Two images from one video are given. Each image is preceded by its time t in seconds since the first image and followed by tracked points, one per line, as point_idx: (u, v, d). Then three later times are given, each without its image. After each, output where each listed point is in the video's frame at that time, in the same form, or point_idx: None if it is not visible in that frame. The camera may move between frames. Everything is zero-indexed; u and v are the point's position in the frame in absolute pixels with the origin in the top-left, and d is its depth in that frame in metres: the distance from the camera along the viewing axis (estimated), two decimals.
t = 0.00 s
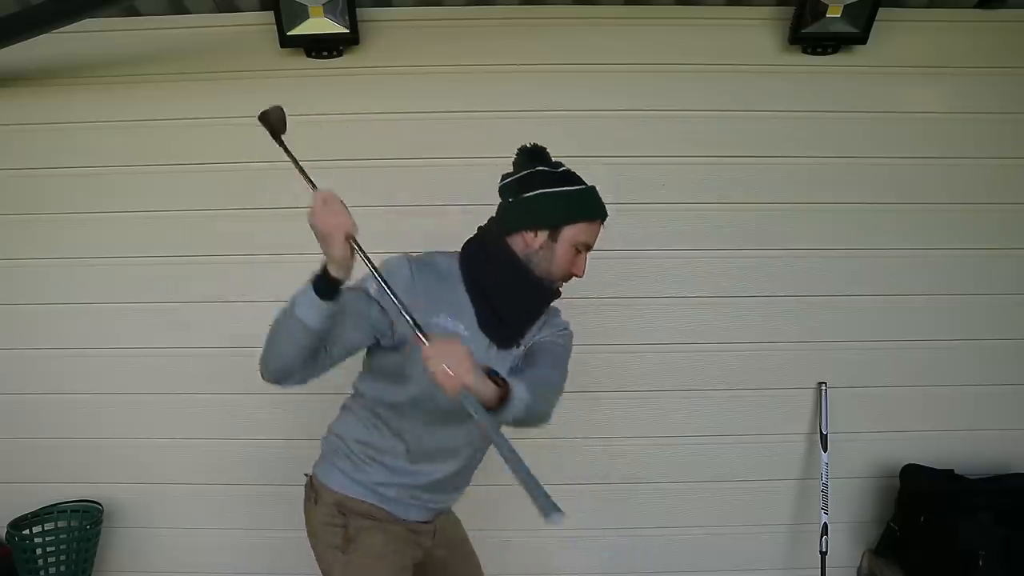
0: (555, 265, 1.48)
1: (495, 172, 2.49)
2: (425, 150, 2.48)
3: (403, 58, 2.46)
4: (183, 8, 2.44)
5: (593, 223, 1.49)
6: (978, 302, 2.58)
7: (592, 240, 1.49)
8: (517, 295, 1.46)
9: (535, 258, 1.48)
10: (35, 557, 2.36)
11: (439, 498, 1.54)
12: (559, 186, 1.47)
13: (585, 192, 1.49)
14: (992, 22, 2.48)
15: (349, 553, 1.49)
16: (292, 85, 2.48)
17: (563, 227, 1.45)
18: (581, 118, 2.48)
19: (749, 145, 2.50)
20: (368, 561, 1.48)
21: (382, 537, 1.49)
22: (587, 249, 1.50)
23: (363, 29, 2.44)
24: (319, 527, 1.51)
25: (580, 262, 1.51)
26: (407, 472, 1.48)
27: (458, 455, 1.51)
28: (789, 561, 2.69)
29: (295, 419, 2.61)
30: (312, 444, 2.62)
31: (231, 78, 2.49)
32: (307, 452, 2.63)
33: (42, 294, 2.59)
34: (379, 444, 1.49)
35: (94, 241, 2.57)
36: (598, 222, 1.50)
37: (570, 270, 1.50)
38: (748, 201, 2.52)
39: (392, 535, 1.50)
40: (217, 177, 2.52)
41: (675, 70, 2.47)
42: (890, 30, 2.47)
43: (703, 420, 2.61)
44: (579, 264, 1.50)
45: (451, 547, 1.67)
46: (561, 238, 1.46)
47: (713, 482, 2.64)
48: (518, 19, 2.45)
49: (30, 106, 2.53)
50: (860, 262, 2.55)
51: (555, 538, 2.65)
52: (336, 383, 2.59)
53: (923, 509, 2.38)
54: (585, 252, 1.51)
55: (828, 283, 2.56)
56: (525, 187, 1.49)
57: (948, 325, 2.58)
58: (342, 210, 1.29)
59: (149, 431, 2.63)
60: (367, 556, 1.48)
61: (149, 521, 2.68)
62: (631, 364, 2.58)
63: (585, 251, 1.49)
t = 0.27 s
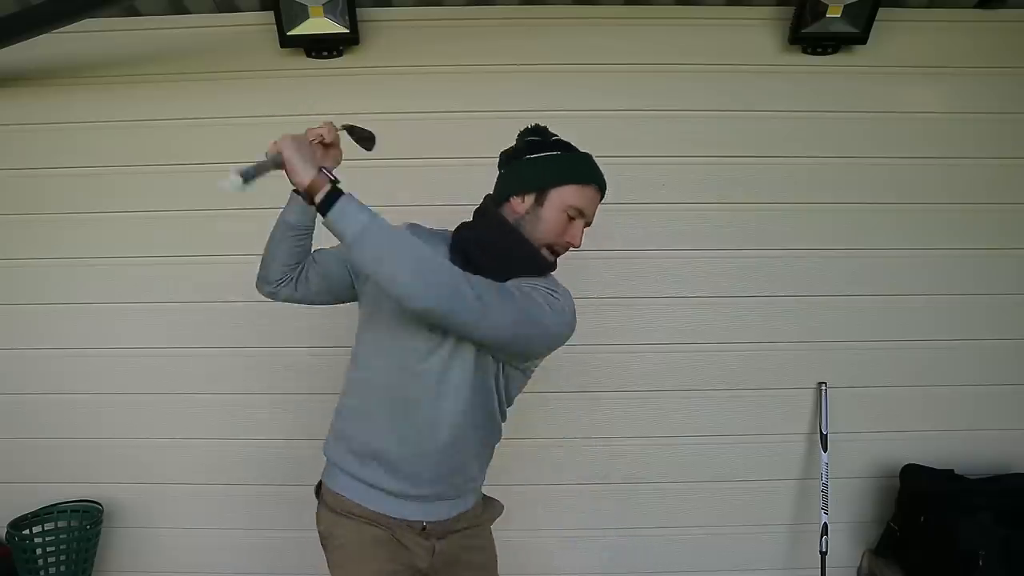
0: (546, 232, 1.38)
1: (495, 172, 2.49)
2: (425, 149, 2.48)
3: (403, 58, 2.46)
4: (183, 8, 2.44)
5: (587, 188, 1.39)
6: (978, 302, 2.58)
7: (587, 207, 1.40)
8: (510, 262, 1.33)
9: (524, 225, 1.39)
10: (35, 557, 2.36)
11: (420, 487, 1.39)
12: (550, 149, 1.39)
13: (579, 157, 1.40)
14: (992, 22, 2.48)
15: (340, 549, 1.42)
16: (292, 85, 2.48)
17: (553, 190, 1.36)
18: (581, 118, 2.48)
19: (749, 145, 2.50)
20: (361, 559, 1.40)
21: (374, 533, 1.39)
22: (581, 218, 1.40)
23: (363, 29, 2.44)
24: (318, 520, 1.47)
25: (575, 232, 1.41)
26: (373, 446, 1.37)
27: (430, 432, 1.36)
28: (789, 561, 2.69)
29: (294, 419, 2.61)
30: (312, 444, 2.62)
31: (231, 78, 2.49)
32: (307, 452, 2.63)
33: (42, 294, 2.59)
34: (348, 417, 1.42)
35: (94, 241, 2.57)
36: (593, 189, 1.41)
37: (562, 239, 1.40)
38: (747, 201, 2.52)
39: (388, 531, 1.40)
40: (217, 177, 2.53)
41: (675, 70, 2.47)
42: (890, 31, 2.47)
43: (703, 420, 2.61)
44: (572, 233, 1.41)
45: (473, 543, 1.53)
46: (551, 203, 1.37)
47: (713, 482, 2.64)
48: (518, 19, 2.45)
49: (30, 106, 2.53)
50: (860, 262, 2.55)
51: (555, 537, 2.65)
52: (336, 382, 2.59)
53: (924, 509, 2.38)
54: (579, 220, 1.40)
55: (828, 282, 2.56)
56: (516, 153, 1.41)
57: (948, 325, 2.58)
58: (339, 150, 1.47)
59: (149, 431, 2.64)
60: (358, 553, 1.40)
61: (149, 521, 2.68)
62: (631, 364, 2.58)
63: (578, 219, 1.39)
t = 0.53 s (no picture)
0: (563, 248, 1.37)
1: (495, 172, 2.49)
2: (426, 150, 2.48)
3: (402, 58, 2.46)
4: (183, 8, 2.44)
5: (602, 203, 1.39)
6: (978, 302, 2.58)
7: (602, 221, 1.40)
8: (526, 274, 1.28)
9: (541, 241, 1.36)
10: (35, 557, 2.36)
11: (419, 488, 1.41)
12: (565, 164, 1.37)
13: (593, 172, 1.39)
14: (992, 22, 2.48)
15: (353, 550, 1.42)
16: (292, 85, 2.48)
17: (572, 207, 1.35)
18: (581, 118, 2.48)
19: (749, 145, 2.50)
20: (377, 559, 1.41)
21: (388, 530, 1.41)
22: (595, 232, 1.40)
23: (363, 29, 2.44)
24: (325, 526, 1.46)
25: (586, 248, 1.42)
26: (373, 449, 1.40)
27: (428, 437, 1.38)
28: (789, 561, 2.69)
29: (294, 419, 2.61)
30: (312, 444, 2.62)
31: (231, 78, 2.49)
32: (307, 452, 2.63)
33: (42, 294, 2.59)
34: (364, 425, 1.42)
35: (94, 241, 2.57)
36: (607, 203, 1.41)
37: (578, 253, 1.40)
38: (748, 201, 2.52)
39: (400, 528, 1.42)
40: (217, 177, 2.52)
41: (675, 70, 2.47)
42: (890, 30, 2.47)
43: (703, 420, 2.61)
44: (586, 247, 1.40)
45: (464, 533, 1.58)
46: (569, 220, 1.36)
47: (713, 482, 2.64)
48: (518, 19, 2.45)
49: (30, 106, 2.53)
50: (860, 262, 2.55)
51: (555, 537, 2.65)
52: (336, 382, 2.59)
53: (923, 509, 2.38)
54: (591, 238, 1.41)
55: (828, 282, 2.56)
56: (533, 166, 1.38)
57: (948, 325, 2.58)
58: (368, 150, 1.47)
59: (149, 431, 2.64)
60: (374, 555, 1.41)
61: (149, 521, 2.68)
62: (631, 364, 2.58)
63: (593, 237, 1.40)
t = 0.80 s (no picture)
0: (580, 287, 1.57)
1: (495, 172, 2.49)
2: (426, 150, 2.48)
3: (402, 58, 2.46)
4: (183, 8, 2.44)
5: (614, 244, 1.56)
6: (978, 302, 2.58)
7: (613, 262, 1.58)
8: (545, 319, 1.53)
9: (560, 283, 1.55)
10: (35, 557, 2.36)
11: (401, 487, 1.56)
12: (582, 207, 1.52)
13: (608, 218, 1.55)
14: (992, 22, 2.48)
15: (407, 555, 1.58)
16: (292, 85, 2.48)
17: (589, 255, 1.53)
18: (581, 118, 2.48)
19: (749, 144, 2.50)
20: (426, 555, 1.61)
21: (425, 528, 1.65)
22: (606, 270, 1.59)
23: (363, 29, 2.44)
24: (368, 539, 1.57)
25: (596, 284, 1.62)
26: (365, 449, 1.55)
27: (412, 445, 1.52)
28: (789, 561, 2.69)
29: (295, 419, 2.61)
30: (312, 444, 2.62)
31: (230, 78, 2.49)
32: (307, 452, 2.63)
33: (42, 294, 2.59)
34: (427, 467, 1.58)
35: (94, 241, 2.57)
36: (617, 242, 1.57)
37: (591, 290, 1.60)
38: (748, 201, 2.52)
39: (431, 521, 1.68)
40: (217, 177, 2.53)
41: (675, 70, 2.47)
42: (890, 30, 2.47)
43: (703, 419, 2.61)
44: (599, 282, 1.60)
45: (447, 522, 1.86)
46: (585, 265, 1.54)
47: (713, 482, 2.64)
48: (518, 19, 2.45)
49: (30, 106, 2.53)
50: (860, 262, 2.55)
51: (555, 537, 2.65)
52: (336, 383, 2.59)
53: (923, 509, 2.38)
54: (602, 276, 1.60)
55: (828, 282, 2.56)
56: (554, 214, 1.52)
57: (948, 325, 2.58)
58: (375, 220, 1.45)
59: (149, 431, 2.64)
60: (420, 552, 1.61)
61: (149, 521, 2.68)
62: (631, 364, 2.58)
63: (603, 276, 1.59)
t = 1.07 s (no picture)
0: (555, 241, 1.57)
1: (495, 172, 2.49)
2: (426, 150, 2.48)
3: (402, 58, 2.46)
4: (183, 8, 2.44)
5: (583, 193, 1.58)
6: (978, 302, 2.58)
7: (586, 212, 1.59)
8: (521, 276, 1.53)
9: (534, 238, 1.56)
10: (35, 557, 2.36)
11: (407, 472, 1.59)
12: (546, 158, 1.55)
13: (572, 168, 1.57)
14: (992, 22, 2.48)
15: (413, 544, 1.56)
16: (292, 85, 2.48)
17: (558, 203, 1.54)
18: (581, 118, 2.48)
19: (749, 145, 2.50)
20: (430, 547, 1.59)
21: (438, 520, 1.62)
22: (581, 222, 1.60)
23: (363, 29, 2.44)
24: (373, 527, 1.56)
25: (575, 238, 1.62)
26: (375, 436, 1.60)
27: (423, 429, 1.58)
28: (789, 561, 2.69)
29: (294, 419, 2.61)
30: (312, 444, 2.62)
31: (230, 77, 2.49)
32: (307, 452, 2.63)
33: (42, 294, 2.59)
34: (433, 449, 1.58)
35: (94, 241, 2.57)
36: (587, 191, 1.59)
37: (569, 244, 1.60)
38: (748, 201, 2.52)
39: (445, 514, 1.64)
40: (217, 177, 2.53)
41: (675, 70, 2.47)
42: (890, 30, 2.47)
43: (703, 419, 2.61)
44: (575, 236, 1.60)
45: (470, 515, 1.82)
46: (556, 214, 1.55)
47: (713, 482, 2.64)
48: (518, 19, 2.45)
49: (30, 106, 2.53)
50: (860, 262, 2.55)
51: (555, 537, 2.65)
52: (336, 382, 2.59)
53: (924, 509, 2.38)
54: (577, 228, 1.60)
55: (828, 282, 2.56)
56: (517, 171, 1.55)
57: (948, 325, 2.58)
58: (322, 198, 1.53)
59: (149, 431, 2.63)
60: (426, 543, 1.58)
61: (149, 521, 2.68)
62: (631, 364, 2.58)
63: (578, 227, 1.59)
